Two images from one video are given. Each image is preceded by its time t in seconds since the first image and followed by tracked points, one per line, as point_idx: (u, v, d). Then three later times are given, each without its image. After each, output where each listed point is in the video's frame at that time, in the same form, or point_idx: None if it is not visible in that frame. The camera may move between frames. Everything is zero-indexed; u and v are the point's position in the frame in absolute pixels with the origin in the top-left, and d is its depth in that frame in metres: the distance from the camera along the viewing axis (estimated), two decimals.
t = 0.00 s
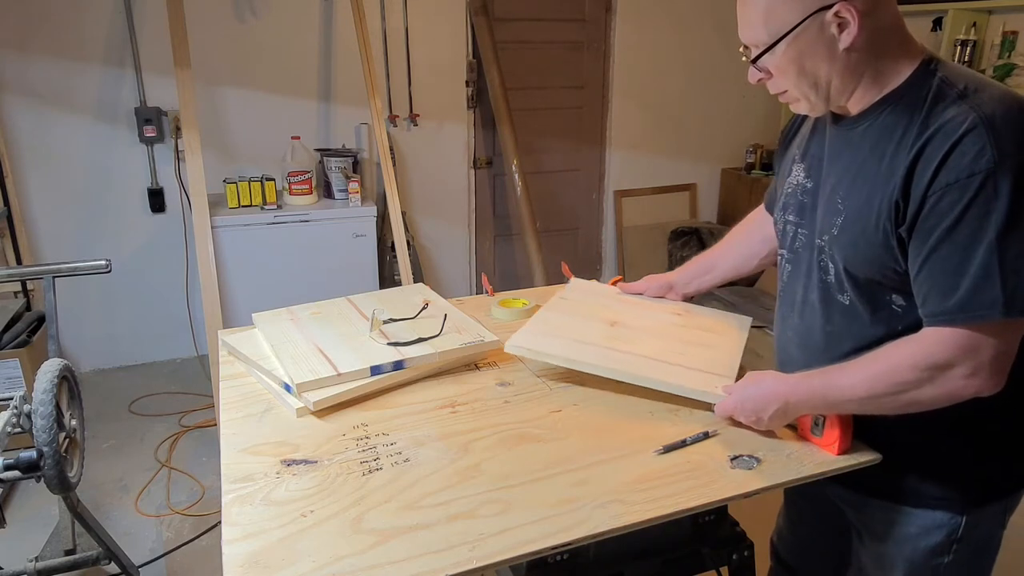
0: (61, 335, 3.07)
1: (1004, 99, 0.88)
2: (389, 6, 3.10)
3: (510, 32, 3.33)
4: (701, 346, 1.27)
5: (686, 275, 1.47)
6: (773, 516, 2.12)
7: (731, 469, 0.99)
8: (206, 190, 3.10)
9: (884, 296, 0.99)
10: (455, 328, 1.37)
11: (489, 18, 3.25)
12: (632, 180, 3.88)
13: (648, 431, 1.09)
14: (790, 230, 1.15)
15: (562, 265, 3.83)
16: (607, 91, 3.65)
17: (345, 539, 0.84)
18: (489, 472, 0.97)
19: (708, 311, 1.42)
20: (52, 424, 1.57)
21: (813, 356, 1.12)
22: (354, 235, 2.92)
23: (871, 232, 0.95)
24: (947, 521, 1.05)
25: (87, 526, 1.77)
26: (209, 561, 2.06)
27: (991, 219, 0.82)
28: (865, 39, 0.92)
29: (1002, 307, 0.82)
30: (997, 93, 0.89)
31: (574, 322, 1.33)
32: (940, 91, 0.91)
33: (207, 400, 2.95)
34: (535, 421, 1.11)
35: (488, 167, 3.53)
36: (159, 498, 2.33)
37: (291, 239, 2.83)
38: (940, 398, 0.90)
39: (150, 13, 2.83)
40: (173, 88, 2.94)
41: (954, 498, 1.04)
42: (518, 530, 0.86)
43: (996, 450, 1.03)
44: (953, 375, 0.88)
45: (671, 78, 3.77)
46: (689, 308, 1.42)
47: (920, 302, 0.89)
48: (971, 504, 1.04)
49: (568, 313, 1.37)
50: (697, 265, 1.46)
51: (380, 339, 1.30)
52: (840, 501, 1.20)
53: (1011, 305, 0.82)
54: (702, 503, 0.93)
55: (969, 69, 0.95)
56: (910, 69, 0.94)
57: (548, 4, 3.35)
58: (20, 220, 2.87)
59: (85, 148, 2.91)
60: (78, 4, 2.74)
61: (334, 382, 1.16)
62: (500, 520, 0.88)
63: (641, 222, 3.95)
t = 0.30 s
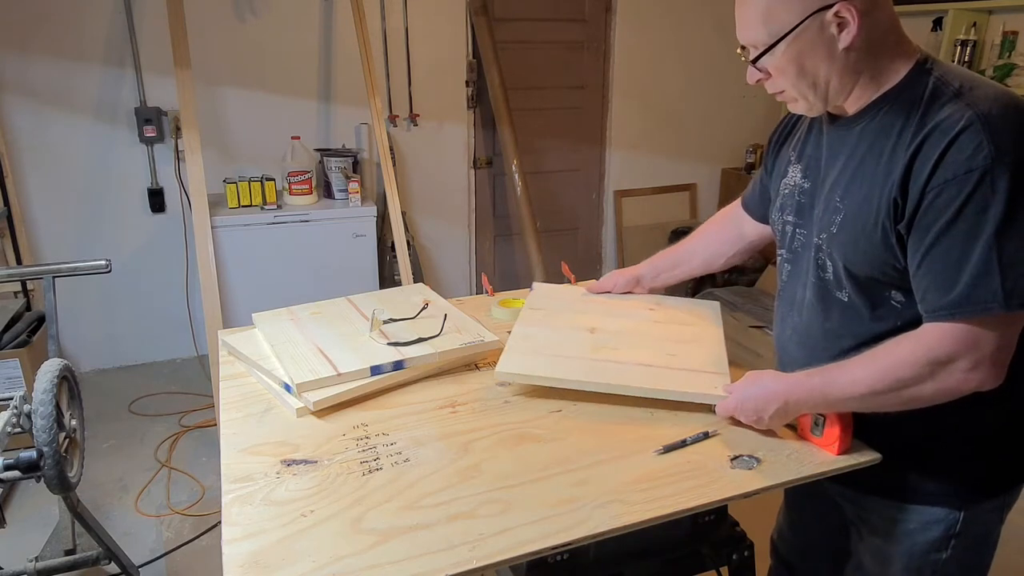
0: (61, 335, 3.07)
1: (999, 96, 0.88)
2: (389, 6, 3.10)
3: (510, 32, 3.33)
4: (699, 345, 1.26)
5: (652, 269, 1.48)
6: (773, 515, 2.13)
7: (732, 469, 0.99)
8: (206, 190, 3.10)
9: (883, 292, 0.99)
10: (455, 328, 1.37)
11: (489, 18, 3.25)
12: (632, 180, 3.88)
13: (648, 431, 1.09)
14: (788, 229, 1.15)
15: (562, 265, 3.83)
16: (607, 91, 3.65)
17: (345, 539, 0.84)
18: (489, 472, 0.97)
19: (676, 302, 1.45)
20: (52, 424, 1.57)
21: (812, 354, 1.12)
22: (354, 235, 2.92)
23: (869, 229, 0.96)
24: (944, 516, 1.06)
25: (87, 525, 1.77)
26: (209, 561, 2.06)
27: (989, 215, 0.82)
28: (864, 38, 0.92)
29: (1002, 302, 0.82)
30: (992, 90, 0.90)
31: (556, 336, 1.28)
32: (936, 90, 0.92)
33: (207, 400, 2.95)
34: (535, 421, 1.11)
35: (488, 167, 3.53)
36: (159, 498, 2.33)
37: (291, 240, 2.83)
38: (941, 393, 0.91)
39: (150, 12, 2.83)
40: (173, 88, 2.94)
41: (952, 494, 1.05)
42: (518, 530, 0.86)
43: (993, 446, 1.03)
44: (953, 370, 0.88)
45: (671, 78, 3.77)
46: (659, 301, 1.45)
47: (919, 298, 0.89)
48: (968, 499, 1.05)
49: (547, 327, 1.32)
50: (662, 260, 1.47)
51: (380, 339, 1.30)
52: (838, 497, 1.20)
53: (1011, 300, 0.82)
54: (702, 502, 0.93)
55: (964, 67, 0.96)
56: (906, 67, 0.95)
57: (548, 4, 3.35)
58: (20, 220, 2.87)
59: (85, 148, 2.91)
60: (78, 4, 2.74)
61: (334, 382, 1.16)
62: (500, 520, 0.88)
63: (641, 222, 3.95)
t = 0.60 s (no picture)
0: (61, 335, 3.07)
1: (1003, 99, 0.88)
2: (389, 6, 3.10)
3: (510, 32, 3.33)
4: (700, 344, 1.27)
5: (685, 269, 1.47)
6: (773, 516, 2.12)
7: (731, 469, 0.99)
8: (206, 190, 3.10)
9: (884, 293, 0.99)
10: (455, 328, 1.37)
11: (489, 18, 3.25)
12: (632, 180, 3.88)
13: (648, 431, 1.09)
14: (788, 229, 1.15)
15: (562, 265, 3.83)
16: (607, 91, 3.65)
17: (345, 539, 0.84)
18: (489, 472, 0.97)
19: (705, 304, 1.43)
20: (52, 424, 1.57)
21: (812, 354, 1.12)
22: (354, 235, 2.92)
23: (871, 230, 0.95)
24: (941, 515, 1.06)
25: (87, 526, 1.77)
26: (209, 561, 2.06)
27: (992, 219, 0.82)
28: (871, 38, 0.92)
29: (1003, 305, 0.82)
30: (996, 93, 0.89)
31: (574, 317, 1.32)
32: (939, 92, 0.92)
33: (207, 400, 2.95)
34: (535, 421, 1.11)
35: (488, 167, 3.53)
36: (159, 498, 2.33)
37: (291, 239, 2.83)
38: (941, 395, 0.91)
39: (150, 12, 2.83)
40: (173, 88, 2.94)
41: (949, 494, 1.04)
42: (519, 530, 0.86)
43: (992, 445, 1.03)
44: (955, 373, 0.88)
45: (671, 79, 3.77)
46: (687, 300, 1.43)
47: (921, 300, 0.89)
48: (966, 499, 1.05)
49: (559, 313, 1.34)
50: (696, 260, 1.47)
51: (380, 339, 1.30)
52: (837, 496, 1.20)
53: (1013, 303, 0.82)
54: (702, 502, 0.93)
55: (967, 69, 0.96)
56: (910, 67, 0.95)
57: (549, 3, 3.35)
58: (20, 220, 2.87)
59: (85, 148, 2.91)
60: (78, 4, 2.74)
61: (335, 382, 1.16)
62: (500, 520, 0.88)
63: (641, 222, 3.95)
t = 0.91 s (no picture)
0: (61, 335, 3.07)
1: (999, 103, 0.88)
2: (389, 6, 3.10)
3: (510, 32, 3.33)
4: (709, 344, 1.27)
5: (753, 279, 1.44)
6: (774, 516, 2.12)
7: (731, 469, 0.99)
8: (206, 190, 3.10)
9: (879, 298, 0.99)
10: (455, 328, 1.37)
11: (489, 18, 3.25)
12: (632, 180, 3.88)
13: (648, 431, 1.09)
14: (790, 231, 1.16)
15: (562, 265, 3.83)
16: (607, 91, 3.65)
17: (345, 540, 0.84)
18: (489, 472, 0.97)
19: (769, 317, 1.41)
20: (52, 424, 1.57)
21: (810, 356, 1.12)
22: (354, 235, 2.92)
23: (864, 235, 0.96)
24: (943, 521, 1.05)
25: (87, 526, 1.77)
26: (209, 561, 2.06)
27: (981, 226, 0.82)
28: (874, 41, 0.92)
29: (990, 313, 0.82)
30: (993, 97, 0.89)
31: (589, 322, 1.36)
32: (936, 96, 0.91)
33: (207, 400, 2.95)
34: (535, 421, 1.11)
35: (488, 166, 3.53)
36: (159, 498, 2.33)
37: (291, 239, 2.83)
38: (931, 402, 0.90)
39: (150, 12, 2.83)
40: (173, 88, 2.94)
41: (950, 500, 1.04)
42: (519, 530, 0.86)
43: (995, 451, 1.03)
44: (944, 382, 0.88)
45: (671, 79, 3.77)
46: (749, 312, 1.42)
47: (913, 306, 0.89)
48: (969, 505, 1.04)
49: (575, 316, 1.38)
50: (763, 270, 1.44)
51: (380, 339, 1.30)
52: (840, 501, 1.20)
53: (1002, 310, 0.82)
54: (702, 502, 0.93)
55: (967, 71, 0.95)
56: (912, 69, 0.94)
57: (548, 4, 3.35)
58: (20, 220, 2.87)
59: (85, 148, 2.91)
60: (78, 3, 2.74)
61: (334, 382, 1.17)
62: (500, 520, 0.88)
63: (641, 222, 3.95)
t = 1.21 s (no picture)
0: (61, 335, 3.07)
1: (1013, 105, 0.88)
2: (389, 6, 3.10)
3: (510, 32, 3.33)
4: (715, 341, 1.27)
5: (742, 266, 1.44)
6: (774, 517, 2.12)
7: (731, 469, 0.99)
8: (206, 191, 3.10)
9: (886, 299, 0.99)
10: (455, 328, 1.37)
11: (489, 18, 3.25)
12: (632, 180, 3.88)
13: (648, 431, 1.09)
14: (794, 229, 1.16)
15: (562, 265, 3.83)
16: (607, 91, 3.65)
17: (345, 540, 0.84)
18: (489, 472, 0.97)
19: (759, 305, 1.42)
20: (52, 424, 1.57)
21: (813, 357, 1.12)
22: (354, 235, 2.92)
23: (872, 235, 0.96)
24: (942, 527, 1.06)
25: (87, 526, 1.77)
26: (209, 561, 2.06)
27: (991, 229, 0.82)
28: (896, 35, 0.91)
29: (996, 317, 0.82)
30: (1007, 99, 0.89)
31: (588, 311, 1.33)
32: (949, 96, 0.91)
33: (208, 400, 2.95)
34: (535, 421, 1.11)
35: (488, 166, 3.53)
36: (159, 498, 2.33)
37: (291, 239, 2.83)
38: (932, 407, 0.91)
39: (150, 12, 2.83)
40: (173, 88, 2.94)
41: (949, 505, 1.04)
42: (519, 530, 0.86)
43: (995, 457, 1.02)
44: (948, 388, 0.88)
45: (671, 79, 3.77)
46: (737, 299, 1.43)
47: (919, 307, 0.89)
48: (968, 510, 1.04)
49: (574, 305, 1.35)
50: (753, 257, 1.44)
51: (380, 339, 1.31)
52: (839, 504, 1.20)
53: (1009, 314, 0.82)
54: (702, 502, 0.93)
55: (978, 72, 0.95)
56: (928, 66, 0.94)
57: (548, 3, 3.35)
58: (19, 220, 2.87)
59: (85, 148, 2.91)
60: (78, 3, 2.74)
61: (334, 382, 1.17)
62: (500, 520, 0.88)
63: (641, 222, 3.95)
